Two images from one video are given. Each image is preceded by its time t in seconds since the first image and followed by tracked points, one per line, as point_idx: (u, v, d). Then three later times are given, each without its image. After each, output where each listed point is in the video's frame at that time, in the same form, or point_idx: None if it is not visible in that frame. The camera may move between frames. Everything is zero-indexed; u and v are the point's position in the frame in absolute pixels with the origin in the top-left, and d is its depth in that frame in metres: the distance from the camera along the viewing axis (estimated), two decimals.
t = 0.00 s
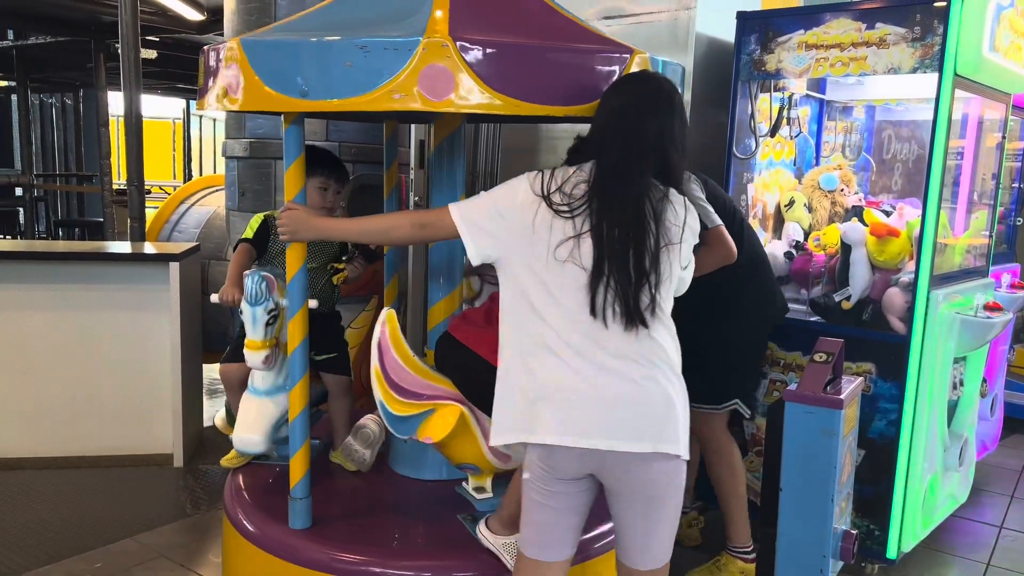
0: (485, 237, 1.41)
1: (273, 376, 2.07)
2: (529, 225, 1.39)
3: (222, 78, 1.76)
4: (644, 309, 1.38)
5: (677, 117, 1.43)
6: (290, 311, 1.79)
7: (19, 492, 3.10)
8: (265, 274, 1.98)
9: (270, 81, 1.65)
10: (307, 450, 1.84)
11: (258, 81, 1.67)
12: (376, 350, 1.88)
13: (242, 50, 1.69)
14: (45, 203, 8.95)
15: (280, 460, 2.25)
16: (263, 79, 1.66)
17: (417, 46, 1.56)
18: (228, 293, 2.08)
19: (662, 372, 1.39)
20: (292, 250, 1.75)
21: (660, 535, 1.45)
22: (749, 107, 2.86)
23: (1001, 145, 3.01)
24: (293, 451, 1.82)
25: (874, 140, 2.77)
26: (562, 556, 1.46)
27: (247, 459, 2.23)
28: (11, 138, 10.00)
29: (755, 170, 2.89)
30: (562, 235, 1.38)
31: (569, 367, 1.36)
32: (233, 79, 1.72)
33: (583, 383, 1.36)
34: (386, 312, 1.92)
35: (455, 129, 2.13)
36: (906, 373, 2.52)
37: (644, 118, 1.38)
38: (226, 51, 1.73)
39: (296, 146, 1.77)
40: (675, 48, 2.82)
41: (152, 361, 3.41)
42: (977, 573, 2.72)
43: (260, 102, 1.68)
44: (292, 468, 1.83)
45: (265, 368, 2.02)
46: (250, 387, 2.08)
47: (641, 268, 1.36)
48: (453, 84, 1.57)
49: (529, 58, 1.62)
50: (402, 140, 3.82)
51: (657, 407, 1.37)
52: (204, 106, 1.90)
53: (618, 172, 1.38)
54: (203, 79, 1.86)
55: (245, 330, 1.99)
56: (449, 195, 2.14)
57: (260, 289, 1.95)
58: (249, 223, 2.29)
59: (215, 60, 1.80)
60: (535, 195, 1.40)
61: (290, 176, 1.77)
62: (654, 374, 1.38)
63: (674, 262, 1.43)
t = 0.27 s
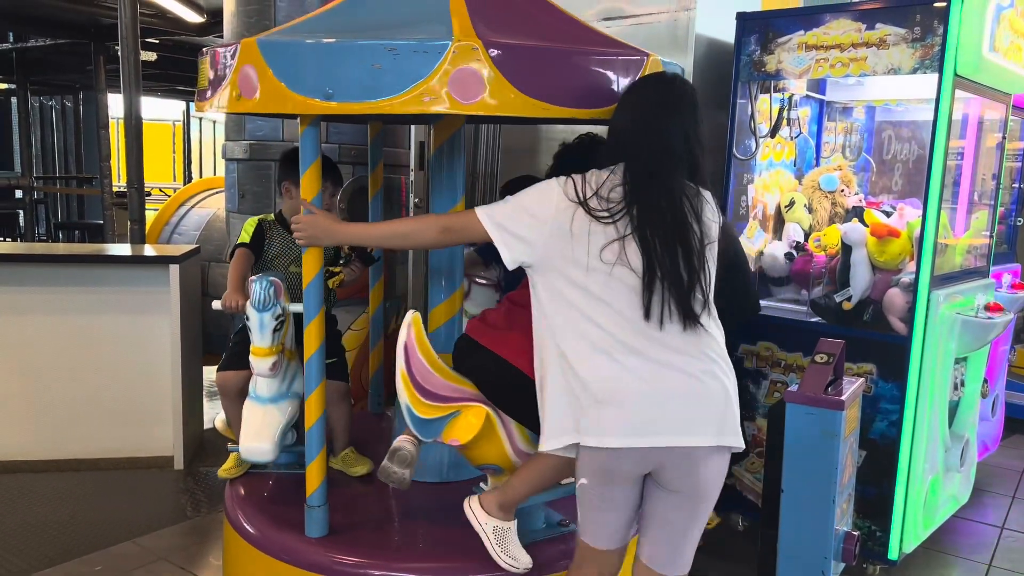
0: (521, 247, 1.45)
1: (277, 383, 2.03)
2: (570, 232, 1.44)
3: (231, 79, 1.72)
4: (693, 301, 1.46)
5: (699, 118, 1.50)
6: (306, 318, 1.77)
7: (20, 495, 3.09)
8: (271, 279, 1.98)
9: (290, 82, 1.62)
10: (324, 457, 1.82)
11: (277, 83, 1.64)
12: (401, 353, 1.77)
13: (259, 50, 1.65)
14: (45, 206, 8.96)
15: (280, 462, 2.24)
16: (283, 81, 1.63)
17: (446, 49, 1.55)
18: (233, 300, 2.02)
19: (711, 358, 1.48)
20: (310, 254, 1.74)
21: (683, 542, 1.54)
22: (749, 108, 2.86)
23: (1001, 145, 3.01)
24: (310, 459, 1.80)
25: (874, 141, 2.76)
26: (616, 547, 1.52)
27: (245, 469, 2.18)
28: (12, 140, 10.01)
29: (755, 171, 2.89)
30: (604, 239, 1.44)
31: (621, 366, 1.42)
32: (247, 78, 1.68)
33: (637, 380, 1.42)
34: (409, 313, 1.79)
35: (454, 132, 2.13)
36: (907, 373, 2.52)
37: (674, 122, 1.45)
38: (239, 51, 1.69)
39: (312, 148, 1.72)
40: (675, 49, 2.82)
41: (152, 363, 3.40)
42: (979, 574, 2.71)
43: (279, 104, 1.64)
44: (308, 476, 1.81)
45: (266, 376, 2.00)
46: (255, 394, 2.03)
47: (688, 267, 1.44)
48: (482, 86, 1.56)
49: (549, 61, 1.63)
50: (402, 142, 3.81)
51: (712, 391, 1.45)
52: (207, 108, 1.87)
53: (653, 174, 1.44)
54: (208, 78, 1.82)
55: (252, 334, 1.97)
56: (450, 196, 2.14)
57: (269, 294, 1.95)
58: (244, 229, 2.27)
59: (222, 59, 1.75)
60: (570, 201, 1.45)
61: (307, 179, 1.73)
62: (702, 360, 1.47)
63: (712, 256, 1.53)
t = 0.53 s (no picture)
0: (542, 241, 1.47)
1: (282, 389, 2.00)
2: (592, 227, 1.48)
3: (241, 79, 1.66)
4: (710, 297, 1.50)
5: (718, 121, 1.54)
6: (320, 325, 1.76)
7: (19, 497, 3.09)
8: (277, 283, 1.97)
9: (307, 81, 1.58)
10: (338, 462, 1.80)
11: (293, 81, 1.59)
12: (422, 355, 1.68)
13: (273, 49, 1.60)
14: (45, 207, 8.96)
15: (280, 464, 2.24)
16: (299, 80, 1.58)
17: (471, 49, 1.53)
18: (235, 302, 2.02)
19: (725, 353, 1.53)
20: (323, 259, 1.72)
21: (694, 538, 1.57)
22: (748, 107, 2.85)
23: (1001, 144, 3.01)
24: (325, 464, 1.78)
25: (874, 141, 2.77)
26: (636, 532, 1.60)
27: (245, 475, 2.15)
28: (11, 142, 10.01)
29: (754, 170, 2.89)
30: (624, 235, 1.48)
31: (639, 359, 1.46)
32: (259, 77, 1.62)
33: (655, 373, 1.46)
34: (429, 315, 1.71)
35: (454, 132, 2.11)
36: (907, 373, 2.51)
37: (696, 124, 1.48)
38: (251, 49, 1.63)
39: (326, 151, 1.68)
40: (675, 49, 2.82)
41: (151, 364, 3.40)
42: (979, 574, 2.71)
43: (293, 104, 1.59)
44: (322, 482, 1.79)
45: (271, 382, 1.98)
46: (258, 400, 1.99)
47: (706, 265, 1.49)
48: (507, 85, 1.55)
49: (570, 63, 1.62)
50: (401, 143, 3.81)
51: (727, 386, 1.50)
52: (207, 109, 1.82)
53: (674, 173, 1.48)
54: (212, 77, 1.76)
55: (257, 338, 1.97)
56: (449, 196, 2.13)
57: (275, 298, 1.93)
58: (236, 233, 2.24)
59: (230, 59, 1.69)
60: (592, 197, 1.49)
61: (321, 182, 1.70)
62: (717, 357, 1.52)
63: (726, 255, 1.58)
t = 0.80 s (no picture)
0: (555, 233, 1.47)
1: (287, 391, 2.00)
2: (605, 224, 1.49)
3: (250, 79, 1.64)
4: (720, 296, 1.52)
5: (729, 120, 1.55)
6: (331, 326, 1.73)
7: (18, 497, 3.08)
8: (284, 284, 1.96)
9: (322, 80, 1.56)
10: (349, 465, 1.79)
11: (308, 81, 1.57)
12: (441, 354, 1.68)
13: (287, 48, 1.58)
14: (43, 207, 8.95)
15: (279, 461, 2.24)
16: (315, 80, 1.56)
17: (490, 49, 1.53)
18: (239, 305, 1.98)
19: (735, 350, 1.55)
20: (338, 258, 1.69)
21: (703, 531, 1.57)
22: (747, 106, 2.82)
23: (1000, 143, 3.01)
24: (337, 467, 1.77)
25: (874, 140, 2.78)
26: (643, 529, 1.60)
27: (245, 480, 2.10)
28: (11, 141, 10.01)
29: (754, 170, 2.88)
30: (637, 233, 1.49)
31: (649, 353, 1.47)
32: (272, 76, 1.59)
33: (666, 368, 1.47)
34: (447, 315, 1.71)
35: (454, 132, 2.10)
36: (906, 372, 2.51)
37: (709, 124, 1.49)
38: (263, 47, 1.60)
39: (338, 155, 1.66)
40: (674, 48, 2.81)
41: (150, 364, 3.39)
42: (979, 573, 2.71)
43: (308, 105, 1.57)
44: (334, 486, 1.78)
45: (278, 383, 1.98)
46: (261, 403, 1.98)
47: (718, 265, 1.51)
48: (525, 85, 1.56)
49: (591, 63, 1.63)
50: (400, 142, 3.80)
51: (737, 383, 1.52)
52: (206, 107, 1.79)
53: (687, 173, 1.49)
54: (215, 76, 1.73)
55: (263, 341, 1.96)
56: (449, 194, 2.13)
57: (282, 300, 1.92)
58: (230, 236, 2.21)
59: (238, 59, 1.66)
60: (606, 196, 1.49)
61: (334, 183, 1.68)
62: (726, 355, 1.53)
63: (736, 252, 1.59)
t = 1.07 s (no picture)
0: (560, 237, 1.47)
1: (290, 392, 1.99)
2: (611, 230, 1.50)
3: (257, 79, 1.61)
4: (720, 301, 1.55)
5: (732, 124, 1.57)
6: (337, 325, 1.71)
7: (17, 497, 3.08)
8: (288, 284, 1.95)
9: (333, 79, 1.54)
10: (358, 466, 1.77)
11: (319, 81, 1.55)
12: (451, 353, 1.66)
13: (295, 47, 1.56)
14: (42, 207, 8.94)
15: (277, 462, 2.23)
16: (325, 80, 1.54)
17: (502, 49, 1.54)
18: (241, 307, 1.99)
19: (735, 352, 1.58)
20: (346, 256, 1.67)
21: (710, 529, 1.62)
22: (747, 105, 2.82)
23: (999, 142, 3.00)
24: (345, 467, 1.76)
25: (873, 139, 2.78)
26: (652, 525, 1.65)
27: (245, 484, 2.08)
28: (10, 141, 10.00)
29: (754, 169, 2.88)
30: (641, 241, 1.52)
31: (651, 357, 1.51)
32: (280, 76, 1.57)
33: (665, 372, 1.51)
34: (456, 314, 1.69)
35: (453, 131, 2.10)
36: (906, 372, 2.51)
37: (713, 130, 1.51)
38: (271, 47, 1.58)
39: (347, 156, 1.65)
40: (673, 48, 2.81)
41: (148, 364, 3.39)
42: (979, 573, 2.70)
43: (318, 105, 1.55)
44: (342, 486, 1.76)
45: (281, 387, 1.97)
46: (263, 404, 1.97)
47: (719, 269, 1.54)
48: (535, 85, 1.57)
49: (603, 65, 1.64)
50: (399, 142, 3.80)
51: (738, 384, 1.55)
52: (207, 108, 1.78)
53: (690, 180, 1.51)
54: (218, 76, 1.71)
55: (267, 342, 1.96)
56: (448, 193, 2.13)
57: (287, 301, 1.91)
58: (225, 238, 2.19)
59: (244, 60, 1.63)
60: (612, 201, 1.50)
61: (341, 183, 1.65)
62: (727, 359, 1.57)
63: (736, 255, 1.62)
